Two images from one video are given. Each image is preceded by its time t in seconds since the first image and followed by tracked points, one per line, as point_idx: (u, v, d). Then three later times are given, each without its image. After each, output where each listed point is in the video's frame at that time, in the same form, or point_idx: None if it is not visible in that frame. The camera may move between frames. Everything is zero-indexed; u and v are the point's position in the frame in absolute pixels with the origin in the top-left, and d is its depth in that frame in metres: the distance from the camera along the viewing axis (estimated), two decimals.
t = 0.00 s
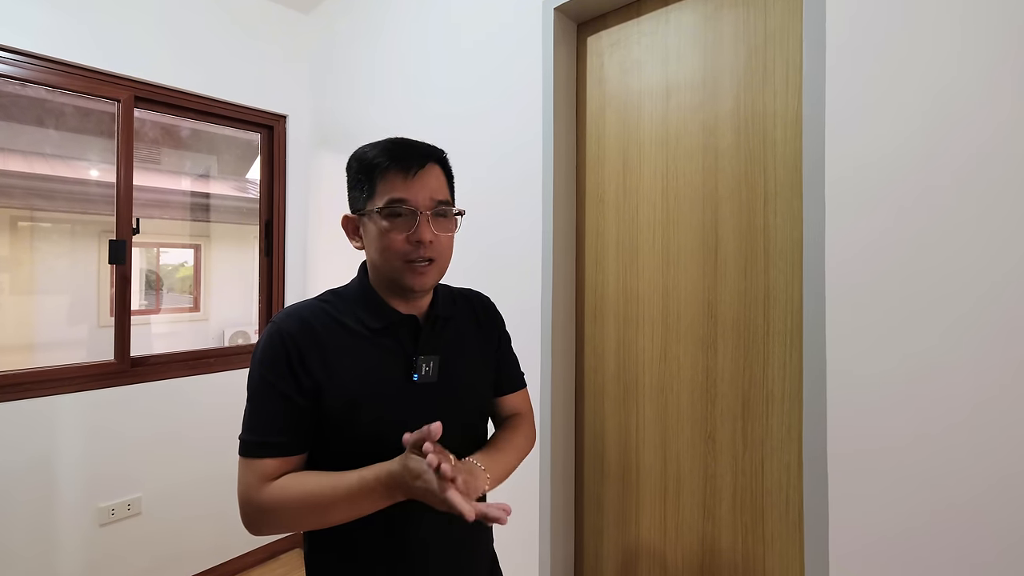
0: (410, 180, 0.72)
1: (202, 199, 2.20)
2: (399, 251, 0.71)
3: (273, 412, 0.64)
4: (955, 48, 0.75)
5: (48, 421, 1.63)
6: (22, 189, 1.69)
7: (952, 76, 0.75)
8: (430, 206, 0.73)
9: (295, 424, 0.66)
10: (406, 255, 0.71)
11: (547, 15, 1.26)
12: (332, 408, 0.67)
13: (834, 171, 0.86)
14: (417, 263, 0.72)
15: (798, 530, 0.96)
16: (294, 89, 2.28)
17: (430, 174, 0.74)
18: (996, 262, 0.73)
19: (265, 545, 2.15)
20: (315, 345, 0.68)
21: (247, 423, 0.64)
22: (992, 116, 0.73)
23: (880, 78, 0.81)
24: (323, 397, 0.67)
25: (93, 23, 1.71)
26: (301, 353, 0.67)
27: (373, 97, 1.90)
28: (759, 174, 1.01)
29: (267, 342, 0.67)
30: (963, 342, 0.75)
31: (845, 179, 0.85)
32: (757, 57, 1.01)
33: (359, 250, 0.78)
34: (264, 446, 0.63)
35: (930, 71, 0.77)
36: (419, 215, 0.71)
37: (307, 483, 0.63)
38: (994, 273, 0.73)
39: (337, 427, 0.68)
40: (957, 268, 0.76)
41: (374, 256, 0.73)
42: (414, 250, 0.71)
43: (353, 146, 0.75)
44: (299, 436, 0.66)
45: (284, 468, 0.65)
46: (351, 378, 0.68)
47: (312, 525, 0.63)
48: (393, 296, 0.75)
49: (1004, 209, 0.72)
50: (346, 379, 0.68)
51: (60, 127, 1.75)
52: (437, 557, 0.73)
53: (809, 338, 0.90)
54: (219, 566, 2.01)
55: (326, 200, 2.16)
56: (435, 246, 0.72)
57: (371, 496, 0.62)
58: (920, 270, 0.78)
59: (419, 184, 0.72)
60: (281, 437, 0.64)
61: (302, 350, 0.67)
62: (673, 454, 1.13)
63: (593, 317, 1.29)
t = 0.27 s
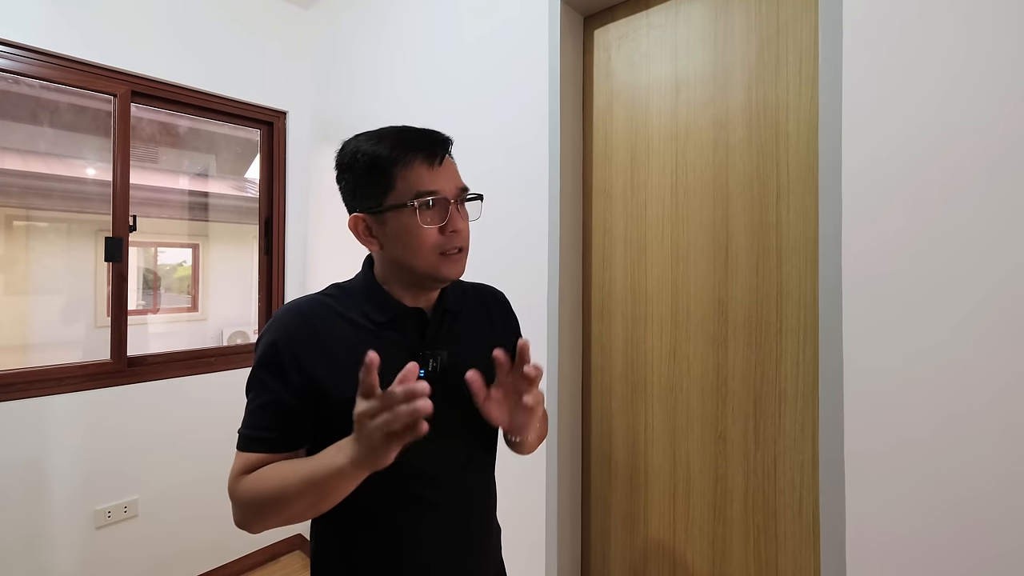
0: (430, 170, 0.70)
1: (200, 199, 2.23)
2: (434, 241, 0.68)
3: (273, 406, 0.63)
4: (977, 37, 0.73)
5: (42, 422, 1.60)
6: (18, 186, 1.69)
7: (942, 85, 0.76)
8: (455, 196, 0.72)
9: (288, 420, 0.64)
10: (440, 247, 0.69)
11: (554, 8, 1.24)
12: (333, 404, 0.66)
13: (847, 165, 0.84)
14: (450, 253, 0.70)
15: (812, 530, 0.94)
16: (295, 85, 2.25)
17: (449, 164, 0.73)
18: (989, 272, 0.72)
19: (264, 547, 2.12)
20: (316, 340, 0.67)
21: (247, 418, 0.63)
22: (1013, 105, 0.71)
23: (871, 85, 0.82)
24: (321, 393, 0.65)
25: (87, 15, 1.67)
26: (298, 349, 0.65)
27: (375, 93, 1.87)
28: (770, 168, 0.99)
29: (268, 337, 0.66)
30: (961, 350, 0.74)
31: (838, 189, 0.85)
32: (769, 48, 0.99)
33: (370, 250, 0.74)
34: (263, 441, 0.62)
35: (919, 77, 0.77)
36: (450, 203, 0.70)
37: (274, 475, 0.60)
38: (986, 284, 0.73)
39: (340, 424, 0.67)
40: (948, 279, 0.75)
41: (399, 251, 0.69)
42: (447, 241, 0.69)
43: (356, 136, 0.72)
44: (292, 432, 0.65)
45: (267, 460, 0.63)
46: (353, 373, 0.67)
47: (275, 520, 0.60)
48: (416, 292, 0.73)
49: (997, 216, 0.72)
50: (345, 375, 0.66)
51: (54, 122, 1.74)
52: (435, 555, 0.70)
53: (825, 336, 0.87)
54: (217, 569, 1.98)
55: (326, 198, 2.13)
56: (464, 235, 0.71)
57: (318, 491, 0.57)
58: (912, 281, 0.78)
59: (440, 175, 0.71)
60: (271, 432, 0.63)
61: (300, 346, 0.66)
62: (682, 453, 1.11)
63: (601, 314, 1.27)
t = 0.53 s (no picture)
0: (436, 161, 0.69)
1: (200, 198, 2.22)
2: (434, 234, 0.67)
3: (276, 406, 0.62)
4: (992, 28, 0.72)
5: (40, 422, 1.58)
6: (14, 184, 1.66)
7: (951, 76, 0.75)
8: (461, 188, 0.70)
9: (290, 419, 0.63)
10: (441, 240, 0.67)
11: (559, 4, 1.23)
12: (338, 404, 0.64)
13: (859, 159, 0.83)
14: (452, 247, 0.68)
15: (823, 529, 0.93)
16: (295, 83, 2.23)
17: (455, 155, 0.71)
18: (1005, 263, 0.71)
19: (263, 549, 2.10)
20: (322, 338, 0.65)
21: (251, 416, 0.62)
22: None
23: (881, 75, 0.81)
24: (323, 392, 0.64)
25: (85, 10, 1.65)
26: (300, 347, 0.64)
27: (377, 90, 1.85)
28: (779, 163, 0.98)
29: (273, 334, 0.65)
30: (976, 344, 0.73)
31: (848, 185, 0.85)
32: (777, 42, 0.98)
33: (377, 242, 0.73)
34: (266, 439, 0.62)
35: (927, 67, 0.77)
36: (452, 195, 0.68)
37: (272, 475, 0.60)
38: (1002, 275, 0.72)
39: (344, 425, 0.65)
40: (963, 271, 0.74)
41: (401, 243, 0.68)
42: (450, 234, 0.67)
43: (367, 128, 0.72)
44: (295, 430, 0.64)
45: (267, 459, 0.63)
46: (358, 373, 0.65)
47: (273, 523, 0.60)
48: (421, 287, 0.71)
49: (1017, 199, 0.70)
50: (348, 375, 0.65)
51: (51, 118, 1.71)
52: (443, 557, 0.68)
53: (837, 332, 0.86)
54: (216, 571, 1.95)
55: (327, 196, 2.12)
56: (469, 229, 0.69)
57: (307, 504, 0.57)
58: (927, 274, 0.77)
59: (446, 166, 0.69)
60: (272, 431, 0.62)
61: (303, 344, 0.64)
62: (690, 451, 1.10)
63: (606, 312, 1.26)
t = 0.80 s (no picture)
0: (436, 152, 0.69)
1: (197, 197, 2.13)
2: (428, 225, 0.67)
3: (283, 399, 0.62)
4: (994, 24, 0.72)
5: (37, 421, 1.57)
6: (9, 183, 1.63)
7: (958, 64, 0.75)
8: (459, 180, 0.70)
9: (297, 413, 0.63)
10: (435, 230, 0.67)
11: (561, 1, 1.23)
12: (344, 398, 0.64)
13: (862, 155, 0.84)
14: (446, 239, 0.67)
15: (824, 525, 0.93)
16: (295, 81, 2.23)
17: (458, 148, 0.71)
18: (1009, 258, 0.72)
19: (262, 549, 2.09)
20: (329, 331, 0.65)
21: (258, 408, 0.62)
22: None
23: (883, 73, 0.81)
24: (329, 385, 0.64)
25: (83, 7, 1.65)
26: (306, 340, 0.64)
27: (377, 88, 1.85)
28: (781, 160, 0.98)
29: (281, 327, 0.64)
30: (979, 337, 0.74)
31: (851, 182, 0.85)
32: (779, 38, 0.98)
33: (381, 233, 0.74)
34: (273, 432, 0.62)
35: (931, 61, 0.77)
36: (449, 187, 0.68)
37: (274, 469, 0.60)
38: (1004, 270, 0.72)
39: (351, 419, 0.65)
40: (966, 267, 0.75)
41: (398, 233, 0.69)
42: (445, 224, 0.67)
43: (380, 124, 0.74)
44: (302, 424, 0.64)
45: (273, 450, 0.63)
46: (364, 367, 0.65)
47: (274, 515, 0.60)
48: (421, 278, 0.71)
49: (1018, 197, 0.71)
50: (353, 368, 0.64)
51: (49, 116, 1.68)
52: (446, 555, 0.67)
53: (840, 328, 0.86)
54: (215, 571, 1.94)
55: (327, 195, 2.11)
56: (465, 220, 0.68)
57: (305, 499, 0.56)
58: (930, 270, 0.77)
59: (447, 158, 0.69)
60: (279, 423, 0.62)
61: (309, 337, 0.64)
62: (692, 448, 1.10)
63: (608, 310, 1.26)
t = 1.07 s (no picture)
0: (438, 148, 0.70)
1: (195, 197, 2.13)
2: (429, 220, 0.67)
3: (289, 393, 0.62)
4: (990, 27, 0.73)
5: (36, 422, 1.57)
6: (8, 184, 1.63)
7: (955, 69, 0.76)
8: (460, 175, 0.70)
9: (304, 407, 0.63)
10: (434, 224, 0.67)
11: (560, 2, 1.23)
12: (349, 394, 0.64)
13: (861, 155, 0.84)
14: (447, 233, 0.67)
15: (823, 522, 0.94)
16: (294, 81, 2.23)
17: (461, 144, 0.71)
18: (1008, 259, 0.72)
19: (261, 549, 2.09)
20: (335, 327, 0.66)
21: (264, 402, 0.63)
22: None
23: (882, 74, 0.82)
24: (335, 381, 0.64)
25: (83, 7, 1.64)
26: (313, 336, 0.64)
27: (377, 89, 1.85)
28: (781, 160, 0.99)
29: (288, 322, 0.65)
30: (979, 337, 0.74)
31: (849, 183, 0.86)
32: (778, 38, 0.99)
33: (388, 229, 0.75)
34: (279, 426, 0.62)
35: (929, 65, 0.78)
36: (449, 182, 0.68)
37: (278, 460, 0.60)
38: (1005, 270, 0.72)
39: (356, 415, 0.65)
40: (965, 266, 0.75)
41: (401, 227, 0.70)
42: (444, 219, 0.67)
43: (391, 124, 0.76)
44: (308, 419, 0.64)
45: (279, 443, 0.63)
46: (370, 364, 0.65)
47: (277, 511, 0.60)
48: (423, 274, 0.71)
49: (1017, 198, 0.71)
50: (359, 364, 0.65)
51: (48, 115, 1.69)
52: (450, 556, 0.68)
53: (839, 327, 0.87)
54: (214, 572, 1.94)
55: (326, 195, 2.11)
56: (465, 215, 0.68)
57: (309, 488, 0.57)
58: (929, 271, 0.78)
59: (449, 154, 0.70)
60: (286, 417, 0.62)
61: (315, 332, 0.64)
62: (693, 447, 1.11)
63: (608, 309, 1.26)
